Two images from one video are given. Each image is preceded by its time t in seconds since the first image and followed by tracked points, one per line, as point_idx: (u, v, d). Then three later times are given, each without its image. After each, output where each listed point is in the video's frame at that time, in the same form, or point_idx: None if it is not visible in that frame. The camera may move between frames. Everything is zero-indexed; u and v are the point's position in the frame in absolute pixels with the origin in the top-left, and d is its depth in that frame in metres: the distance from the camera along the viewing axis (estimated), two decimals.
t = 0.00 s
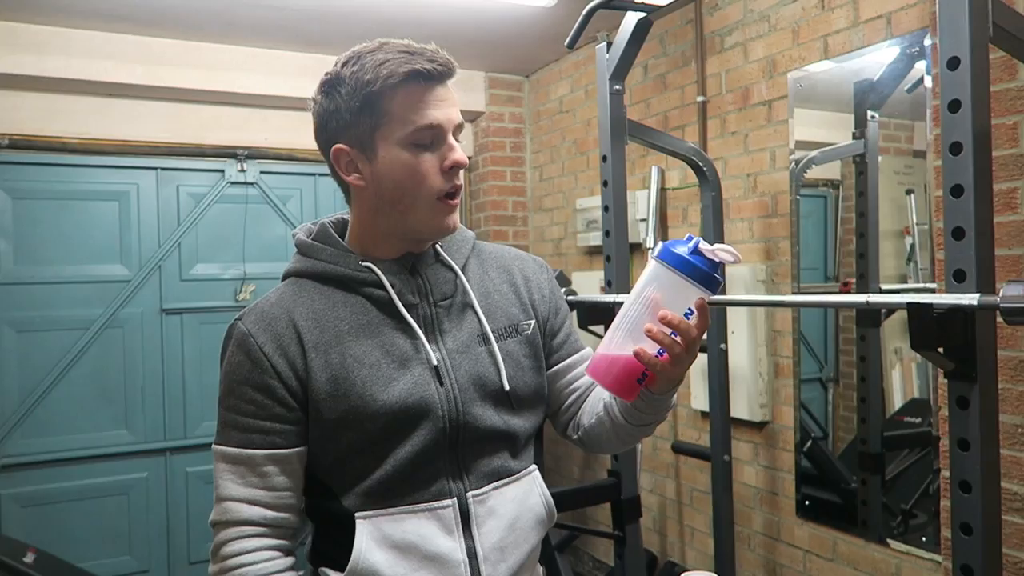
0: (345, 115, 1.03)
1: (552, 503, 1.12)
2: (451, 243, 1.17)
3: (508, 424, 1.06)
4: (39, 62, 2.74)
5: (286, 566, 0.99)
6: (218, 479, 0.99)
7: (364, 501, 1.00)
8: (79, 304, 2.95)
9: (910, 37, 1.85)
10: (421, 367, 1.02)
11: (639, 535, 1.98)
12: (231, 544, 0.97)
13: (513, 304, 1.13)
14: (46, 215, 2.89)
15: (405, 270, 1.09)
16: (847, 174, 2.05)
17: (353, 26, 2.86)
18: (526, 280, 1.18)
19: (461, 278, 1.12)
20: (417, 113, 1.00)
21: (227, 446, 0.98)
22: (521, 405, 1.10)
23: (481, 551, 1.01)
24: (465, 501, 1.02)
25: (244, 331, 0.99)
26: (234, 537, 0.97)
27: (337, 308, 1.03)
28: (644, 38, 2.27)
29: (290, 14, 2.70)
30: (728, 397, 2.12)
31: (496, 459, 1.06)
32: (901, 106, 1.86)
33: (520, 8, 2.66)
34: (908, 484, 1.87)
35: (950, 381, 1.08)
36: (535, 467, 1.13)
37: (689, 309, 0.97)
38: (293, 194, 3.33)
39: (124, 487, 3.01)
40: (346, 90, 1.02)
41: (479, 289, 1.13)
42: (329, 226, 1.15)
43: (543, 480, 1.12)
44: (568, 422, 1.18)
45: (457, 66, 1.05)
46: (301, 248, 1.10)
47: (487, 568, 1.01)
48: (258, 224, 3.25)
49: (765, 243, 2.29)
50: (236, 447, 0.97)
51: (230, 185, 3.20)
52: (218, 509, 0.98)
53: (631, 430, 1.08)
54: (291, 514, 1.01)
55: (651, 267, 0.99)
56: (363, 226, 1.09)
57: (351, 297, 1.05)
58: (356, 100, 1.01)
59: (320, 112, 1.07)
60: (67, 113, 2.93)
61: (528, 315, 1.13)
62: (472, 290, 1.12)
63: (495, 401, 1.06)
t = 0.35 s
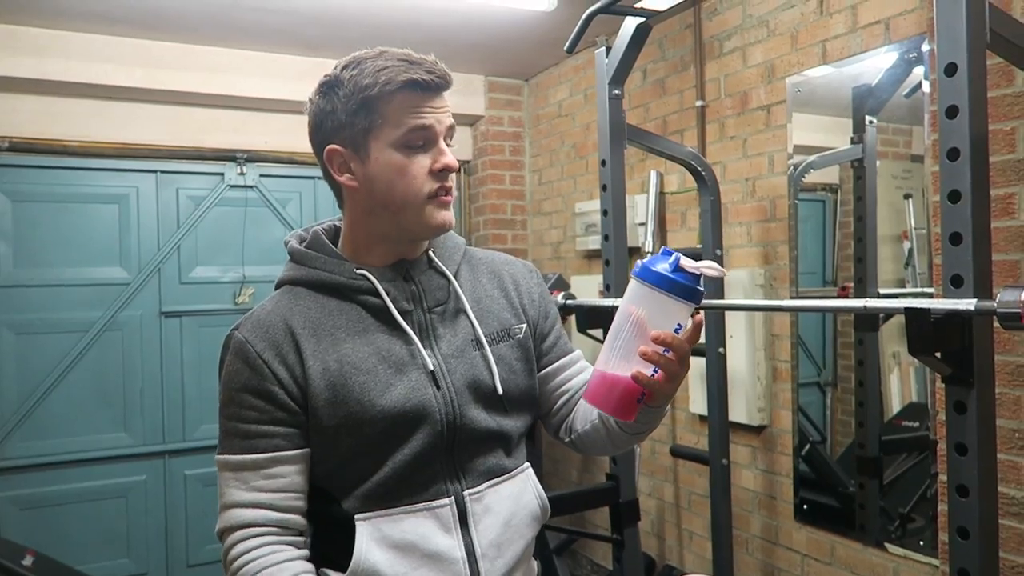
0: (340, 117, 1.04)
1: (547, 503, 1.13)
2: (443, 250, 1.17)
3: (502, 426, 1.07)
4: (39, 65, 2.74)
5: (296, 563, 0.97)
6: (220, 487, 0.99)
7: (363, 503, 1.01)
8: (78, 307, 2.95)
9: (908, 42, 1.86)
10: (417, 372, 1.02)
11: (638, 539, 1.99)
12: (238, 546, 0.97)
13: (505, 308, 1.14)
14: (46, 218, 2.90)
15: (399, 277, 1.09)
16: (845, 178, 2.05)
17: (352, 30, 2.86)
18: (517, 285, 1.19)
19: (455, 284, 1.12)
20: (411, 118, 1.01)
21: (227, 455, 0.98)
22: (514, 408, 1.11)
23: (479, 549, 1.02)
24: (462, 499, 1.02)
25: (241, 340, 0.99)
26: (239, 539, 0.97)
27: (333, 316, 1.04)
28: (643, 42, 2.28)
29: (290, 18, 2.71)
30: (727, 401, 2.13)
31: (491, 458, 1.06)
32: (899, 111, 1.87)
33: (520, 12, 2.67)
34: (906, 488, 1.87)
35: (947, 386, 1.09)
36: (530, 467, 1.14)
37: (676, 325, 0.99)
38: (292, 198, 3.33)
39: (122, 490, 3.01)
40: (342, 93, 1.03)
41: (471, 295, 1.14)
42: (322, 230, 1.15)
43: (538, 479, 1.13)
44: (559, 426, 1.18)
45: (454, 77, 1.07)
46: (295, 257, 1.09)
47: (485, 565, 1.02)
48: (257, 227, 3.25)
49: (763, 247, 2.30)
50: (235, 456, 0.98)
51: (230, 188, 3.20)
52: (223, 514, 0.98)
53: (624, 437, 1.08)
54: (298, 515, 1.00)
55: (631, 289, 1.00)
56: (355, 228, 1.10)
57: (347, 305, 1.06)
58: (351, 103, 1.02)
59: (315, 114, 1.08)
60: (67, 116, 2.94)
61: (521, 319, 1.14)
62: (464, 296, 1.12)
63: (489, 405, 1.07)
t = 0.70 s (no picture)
0: (355, 125, 1.05)
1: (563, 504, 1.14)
2: (462, 253, 1.18)
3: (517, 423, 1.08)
4: (38, 71, 2.75)
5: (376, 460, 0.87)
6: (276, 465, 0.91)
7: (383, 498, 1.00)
8: (79, 312, 2.96)
9: (905, 47, 1.87)
10: (439, 367, 1.02)
11: (638, 543, 1.99)
12: (297, 487, 0.84)
13: (523, 310, 1.15)
14: (45, 223, 2.90)
15: (420, 278, 1.10)
16: (843, 182, 2.06)
17: (352, 35, 2.87)
18: (533, 289, 1.20)
19: (474, 284, 1.13)
20: (423, 125, 1.01)
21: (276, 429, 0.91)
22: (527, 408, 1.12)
23: (497, 544, 1.02)
24: (482, 495, 1.04)
25: (280, 325, 0.97)
26: (294, 483, 0.84)
27: (362, 312, 1.03)
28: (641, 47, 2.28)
29: (289, 23, 2.72)
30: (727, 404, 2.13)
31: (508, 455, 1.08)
32: (897, 114, 1.88)
33: (518, 17, 2.68)
34: (907, 491, 1.87)
35: (945, 390, 1.09)
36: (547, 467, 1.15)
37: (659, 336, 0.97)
38: (292, 202, 3.33)
39: (122, 496, 3.00)
40: (359, 101, 1.04)
41: (490, 297, 1.14)
42: (347, 236, 1.15)
43: (554, 479, 1.14)
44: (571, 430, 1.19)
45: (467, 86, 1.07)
46: (319, 260, 1.09)
47: (504, 561, 1.02)
48: (257, 232, 3.25)
49: (762, 251, 2.30)
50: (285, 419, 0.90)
51: (230, 193, 3.20)
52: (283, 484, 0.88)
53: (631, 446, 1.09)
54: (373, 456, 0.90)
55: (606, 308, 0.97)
56: (376, 232, 1.11)
57: (372, 303, 1.06)
58: (366, 110, 1.03)
59: (336, 121, 1.10)
60: (67, 122, 2.95)
61: (537, 321, 1.15)
62: (483, 297, 1.13)
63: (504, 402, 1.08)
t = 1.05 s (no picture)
0: (418, 121, 1.15)
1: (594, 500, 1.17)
2: (512, 256, 1.24)
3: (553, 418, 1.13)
4: (39, 74, 2.76)
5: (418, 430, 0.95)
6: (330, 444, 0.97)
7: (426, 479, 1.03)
8: (78, 315, 2.96)
9: (904, 50, 1.88)
10: (487, 360, 1.08)
11: (638, 545, 1.99)
12: (353, 459, 0.91)
13: (564, 313, 1.22)
14: (46, 226, 2.91)
15: (473, 274, 1.16)
16: (843, 185, 2.06)
17: (353, 39, 2.88)
18: (576, 299, 1.26)
19: (523, 286, 1.19)
20: (470, 121, 1.09)
21: (333, 408, 0.98)
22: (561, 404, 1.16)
23: (531, 535, 1.06)
24: (521, 487, 1.07)
25: (344, 308, 1.02)
26: (351, 456, 0.91)
27: (417, 303, 1.09)
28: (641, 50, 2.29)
29: (290, 28, 2.73)
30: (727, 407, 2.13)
31: (545, 448, 1.11)
32: (896, 117, 1.88)
33: (517, 21, 2.69)
34: (907, 494, 1.87)
35: (945, 391, 1.09)
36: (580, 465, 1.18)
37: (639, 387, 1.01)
38: (292, 205, 3.32)
39: (122, 498, 3.00)
40: (424, 101, 1.14)
41: (536, 299, 1.21)
42: (405, 230, 1.21)
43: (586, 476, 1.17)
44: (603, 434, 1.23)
45: (523, 93, 1.14)
46: (379, 252, 1.14)
47: (536, 551, 1.07)
48: (257, 235, 3.25)
49: (762, 253, 2.31)
50: (342, 397, 0.97)
51: (230, 197, 3.20)
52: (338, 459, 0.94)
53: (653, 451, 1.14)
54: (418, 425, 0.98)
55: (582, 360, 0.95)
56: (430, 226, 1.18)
57: (428, 295, 1.11)
58: (428, 107, 1.13)
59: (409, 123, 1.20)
60: (68, 126, 2.95)
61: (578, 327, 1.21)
62: (531, 297, 1.19)
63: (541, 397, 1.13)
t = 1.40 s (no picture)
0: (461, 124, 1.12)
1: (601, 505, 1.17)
2: (542, 266, 1.22)
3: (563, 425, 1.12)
4: (41, 76, 2.76)
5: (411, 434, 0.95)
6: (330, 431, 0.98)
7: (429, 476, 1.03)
8: (79, 317, 2.96)
9: (904, 53, 1.88)
10: (505, 363, 1.06)
11: (638, 548, 1.99)
12: (344, 456, 0.92)
13: (589, 327, 1.19)
14: (46, 228, 2.91)
15: (501, 277, 1.13)
16: (844, 187, 2.07)
17: (354, 41, 2.88)
18: (604, 313, 1.23)
19: (549, 294, 1.17)
20: (511, 133, 1.07)
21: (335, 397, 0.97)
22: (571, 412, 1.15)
23: (535, 533, 1.06)
24: (527, 485, 1.07)
25: (366, 301, 1.00)
26: (342, 452, 0.92)
27: (440, 301, 1.06)
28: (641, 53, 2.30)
29: (291, 30, 2.73)
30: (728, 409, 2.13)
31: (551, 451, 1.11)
32: (897, 120, 1.89)
33: (517, 23, 2.69)
34: (908, 497, 1.87)
35: (947, 395, 1.09)
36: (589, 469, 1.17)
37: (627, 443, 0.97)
38: (293, 207, 3.32)
39: (122, 500, 3.00)
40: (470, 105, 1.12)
41: (563, 311, 1.18)
42: (440, 228, 1.20)
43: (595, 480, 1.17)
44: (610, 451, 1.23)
45: (567, 106, 1.11)
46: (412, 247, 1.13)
47: (540, 549, 1.06)
48: (258, 237, 3.25)
49: (763, 256, 2.31)
50: (345, 391, 0.96)
51: (230, 199, 3.21)
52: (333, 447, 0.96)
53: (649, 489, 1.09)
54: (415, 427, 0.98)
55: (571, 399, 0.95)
56: (464, 229, 1.17)
57: (453, 294, 1.09)
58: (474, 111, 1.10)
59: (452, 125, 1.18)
60: (69, 128, 2.96)
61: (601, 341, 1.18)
62: (555, 308, 1.16)
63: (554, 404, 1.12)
